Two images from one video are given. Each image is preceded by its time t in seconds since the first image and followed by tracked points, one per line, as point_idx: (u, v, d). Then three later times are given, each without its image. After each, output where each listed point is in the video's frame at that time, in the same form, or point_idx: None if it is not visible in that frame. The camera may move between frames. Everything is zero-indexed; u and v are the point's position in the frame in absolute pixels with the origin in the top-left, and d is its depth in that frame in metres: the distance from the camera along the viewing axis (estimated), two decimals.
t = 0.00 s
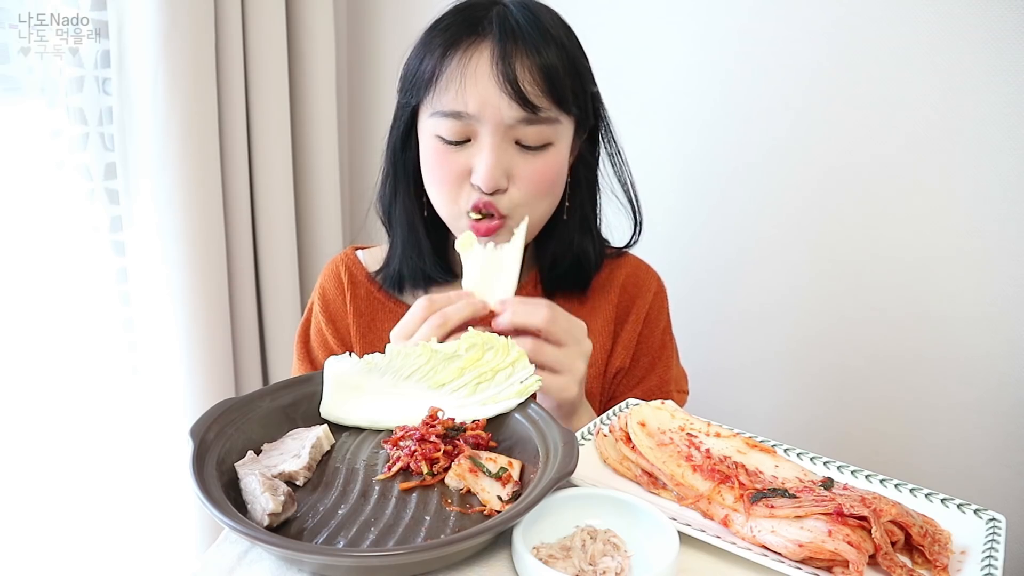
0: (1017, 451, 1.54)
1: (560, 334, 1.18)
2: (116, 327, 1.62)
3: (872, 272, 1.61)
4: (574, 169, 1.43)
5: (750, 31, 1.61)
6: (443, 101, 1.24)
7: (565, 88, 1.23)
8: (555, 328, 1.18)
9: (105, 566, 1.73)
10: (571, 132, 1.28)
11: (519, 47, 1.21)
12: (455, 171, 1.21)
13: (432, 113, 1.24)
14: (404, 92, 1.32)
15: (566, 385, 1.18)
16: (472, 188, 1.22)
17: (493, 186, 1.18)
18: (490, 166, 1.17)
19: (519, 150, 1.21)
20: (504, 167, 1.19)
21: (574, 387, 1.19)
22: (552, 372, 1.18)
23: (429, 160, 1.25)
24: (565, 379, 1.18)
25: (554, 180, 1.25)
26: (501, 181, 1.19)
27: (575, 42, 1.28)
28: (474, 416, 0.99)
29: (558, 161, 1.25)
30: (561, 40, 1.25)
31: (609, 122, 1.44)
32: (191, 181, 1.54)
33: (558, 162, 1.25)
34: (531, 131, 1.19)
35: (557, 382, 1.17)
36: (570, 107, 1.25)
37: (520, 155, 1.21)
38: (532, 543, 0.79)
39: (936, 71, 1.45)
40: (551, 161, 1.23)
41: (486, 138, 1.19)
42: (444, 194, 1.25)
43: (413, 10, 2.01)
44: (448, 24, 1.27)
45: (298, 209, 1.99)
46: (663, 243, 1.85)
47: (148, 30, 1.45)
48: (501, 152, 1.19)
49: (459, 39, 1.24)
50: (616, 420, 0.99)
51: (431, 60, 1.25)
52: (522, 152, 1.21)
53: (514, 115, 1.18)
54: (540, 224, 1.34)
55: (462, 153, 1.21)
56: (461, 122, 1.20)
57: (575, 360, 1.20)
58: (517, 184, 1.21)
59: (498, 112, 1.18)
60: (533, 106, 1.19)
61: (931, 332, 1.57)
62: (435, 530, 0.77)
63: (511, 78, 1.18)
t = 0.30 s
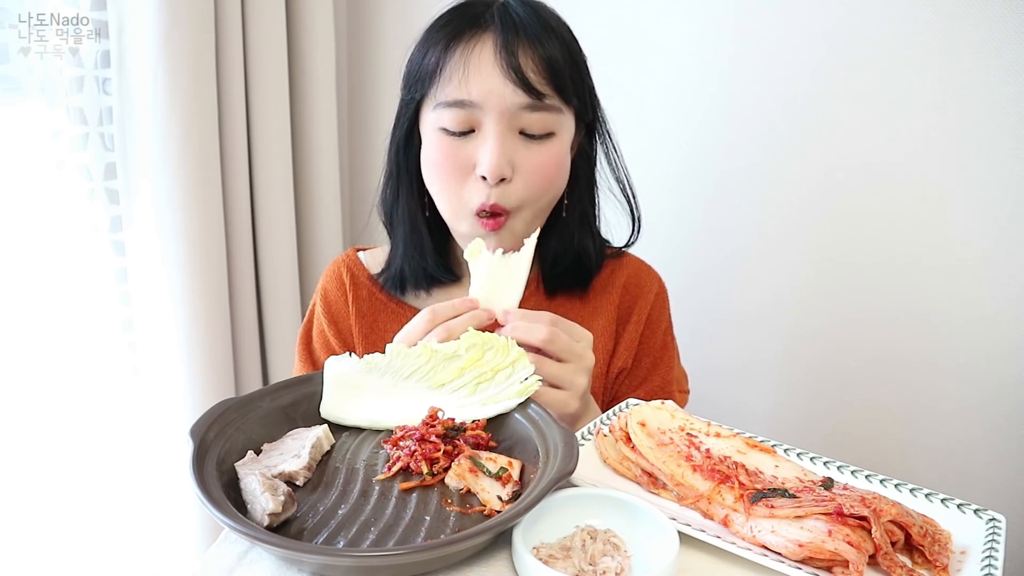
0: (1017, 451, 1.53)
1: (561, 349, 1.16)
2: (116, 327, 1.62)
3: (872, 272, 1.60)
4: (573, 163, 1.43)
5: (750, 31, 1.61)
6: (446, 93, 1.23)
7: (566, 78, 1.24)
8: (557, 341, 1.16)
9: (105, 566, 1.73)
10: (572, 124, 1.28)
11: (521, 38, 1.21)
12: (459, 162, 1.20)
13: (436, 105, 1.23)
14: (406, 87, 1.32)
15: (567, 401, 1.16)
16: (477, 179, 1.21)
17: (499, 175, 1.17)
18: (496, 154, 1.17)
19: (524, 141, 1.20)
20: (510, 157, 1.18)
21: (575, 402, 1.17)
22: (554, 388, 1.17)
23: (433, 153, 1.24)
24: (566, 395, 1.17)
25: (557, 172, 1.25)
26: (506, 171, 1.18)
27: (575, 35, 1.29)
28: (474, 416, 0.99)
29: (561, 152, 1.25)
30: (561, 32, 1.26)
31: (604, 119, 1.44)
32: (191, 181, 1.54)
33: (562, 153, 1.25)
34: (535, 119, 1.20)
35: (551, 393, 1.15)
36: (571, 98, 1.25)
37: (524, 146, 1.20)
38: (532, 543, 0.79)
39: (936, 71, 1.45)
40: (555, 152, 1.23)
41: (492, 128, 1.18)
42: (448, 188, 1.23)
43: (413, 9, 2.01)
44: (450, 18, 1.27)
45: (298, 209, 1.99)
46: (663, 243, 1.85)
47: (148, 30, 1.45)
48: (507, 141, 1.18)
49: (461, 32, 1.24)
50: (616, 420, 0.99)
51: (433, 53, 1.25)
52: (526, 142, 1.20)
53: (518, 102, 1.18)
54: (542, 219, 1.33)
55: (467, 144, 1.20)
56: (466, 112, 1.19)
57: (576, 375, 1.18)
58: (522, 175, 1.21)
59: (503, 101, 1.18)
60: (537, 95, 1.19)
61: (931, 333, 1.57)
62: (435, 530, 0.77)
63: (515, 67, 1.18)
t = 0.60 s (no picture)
0: (1017, 451, 1.53)
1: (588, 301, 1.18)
2: (116, 327, 1.62)
3: (872, 272, 1.60)
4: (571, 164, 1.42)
5: (750, 31, 1.61)
6: (443, 96, 1.23)
7: (564, 81, 1.24)
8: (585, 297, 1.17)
9: (105, 566, 1.73)
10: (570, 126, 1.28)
11: (518, 41, 1.21)
12: (457, 165, 1.20)
13: (434, 108, 1.23)
14: (405, 89, 1.32)
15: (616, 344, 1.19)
16: (474, 181, 1.20)
17: (496, 177, 1.17)
18: (493, 156, 1.17)
19: (521, 143, 1.20)
20: (507, 159, 1.18)
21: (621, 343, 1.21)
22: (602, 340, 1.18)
23: (431, 155, 1.24)
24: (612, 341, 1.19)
25: (554, 173, 1.25)
26: (504, 173, 1.18)
27: (573, 37, 1.29)
28: (474, 415, 0.99)
29: (558, 154, 1.25)
30: (559, 34, 1.26)
31: (603, 118, 1.44)
32: (191, 181, 1.54)
33: (559, 155, 1.24)
34: (532, 122, 1.19)
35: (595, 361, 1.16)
36: (569, 100, 1.25)
37: (522, 148, 1.20)
38: (532, 543, 0.79)
39: (936, 71, 1.45)
40: (552, 154, 1.23)
41: (489, 129, 1.18)
42: (447, 190, 1.23)
43: (413, 9, 2.00)
44: (447, 21, 1.27)
45: (298, 209, 1.99)
46: (663, 242, 1.85)
47: (148, 30, 1.45)
48: (504, 143, 1.18)
49: (458, 35, 1.24)
50: (616, 420, 0.99)
51: (431, 56, 1.25)
52: (524, 144, 1.20)
53: (516, 106, 1.18)
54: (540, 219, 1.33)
55: (464, 146, 1.20)
56: (463, 115, 1.19)
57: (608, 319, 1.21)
58: (519, 177, 1.20)
59: (500, 104, 1.17)
60: (534, 98, 1.19)
61: (932, 333, 1.57)
62: (435, 530, 0.77)
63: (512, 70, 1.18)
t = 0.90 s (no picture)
0: (1017, 451, 1.53)
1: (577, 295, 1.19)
2: (116, 327, 1.62)
3: (872, 272, 1.60)
4: (568, 165, 1.42)
5: (750, 30, 1.61)
6: (438, 98, 1.23)
7: (559, 83, 1.23)
8: (571, 289, 1.18)
9: (105, 566, 1.73)
10: (565, 129, 1.27)
11: (513, 44, 1.21)
12: (450, 168, 1.20)
13: (428, 110, 1.23)
14: (401, 90, 1.32)
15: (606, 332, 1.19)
16: (468, 184, 1.20)
17: (488, 181, 1.17)
18: (486, 160, 1.16)
19: (514, 147, 1.20)
20: (500, 163, 1.18)
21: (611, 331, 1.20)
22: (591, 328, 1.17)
23: (425, 158, 1.24)
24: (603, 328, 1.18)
25: (548, 177, 1.24)
26: (497, 177, 1.17)
27: (569, 39, 1.28)
28: (474, 416, 0.99)
29: (552, 157, 1.24)
30: (555, 37, 1.25)
31: (603, 119, 1.44)
32: (191, 180, 1.54)
33: (552, 159, 1.24)
34: (526, 126, 1.18)
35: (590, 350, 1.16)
36: (564, 103, 1.24)
37: (515, 152, 1.20)
38: (532, 543, 0.79)
39: (936, 71, 1.45)
40: (546, 157, 1.23)
41: (482, 133, 1.18)
42: (440, 193, 1.23)
43: (413, 9, 2.00)
44: (444, 22, 1.26)
45: (298, 209, 1.99)
46: (663, 242, 1.85)
47: (148, 29, 1.44)
48: (497, 148, 1.18)
49: (454, 37, 1.24)
50: (616, 420, 0.99)
51: (427, 57, 1.25)
52: (517, 148, 1.20)
53: (509, 109, 1.17)
54: (534, 221, 1.33)
55: (457, 149, 1.20)
56: (456, 118, 1.19)
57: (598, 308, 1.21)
58: (513, 181, 1.20)
59: (493, 107, 1.17)
60: (528, 101, 1.18)
61: (932, 333, 1.57)
62: (435, 529, 0.77)
63: (505, 74, 1.17)
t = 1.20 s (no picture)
0: (1017, 451, 1.53)
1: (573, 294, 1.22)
2: (116, 327, 1.62)
3: (872, 272, 1.60)
4: (565, 168, 1.42)
5: (750, 30, 1.61)
6: (435, 102, 1.23)
7: (557, 88, 1.23)
8: (567, 286, 1.20)
9: (105, 567, 1.73)
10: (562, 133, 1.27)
11: (510, 48, 1.20)
12: (447, 173, 1.21)
13: (425, 115, 1.23)
14: (397, 93, 1.31)
15: (589, 340, 1.20)
16: (465, 189, 1.21)
17: (485, 187, 1.17)
18: (483, 166, 1.16)
19: (511, 152, 1.20)
20: (497, 169, 1.18)
21: (596, 341, 1.21)
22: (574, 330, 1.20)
23: (422, 162, 1.24)
24: (586, 335, 1.20)
25: (545, 182, 1.25)
26: (494, 183, 1.18)
27: (567, 43, 1.28)
28: (474, 415, 0.99)
29: (549, 162, 1.25)
30: (553, 41, 1.24)
31: (601, 121, 1.44)
32: (190, 180, 1.54)
33: (549, 163, 1.24)
34: (523, 132, 1.19)
35: (578, 347, 1.19)
36: (562, 108, 1.24)
37: (512, 157, 1.20)
38: (532, 543, 0.79)
39: (936, 71, 1.45)
40: (543, 163, 1.23)
41: (479, 139, 1.18)
42: (438, 198, 1.24)
43: (413, 9, 2.00)
44: (442, 25, 1.26)
45: (298, 209, 1.99)
46: (663, 242, 1.85)
47: (148, 29, 1.44)
48: (494, 153, 1.18)
49: (451, 41, 1.23)
50: (616, 420, 0.99)
51: (424, 61, 1.25)
52: (514, 153, 1.20)
53: (508, 116, 1.17)
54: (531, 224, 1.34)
55: (454, 155, 1.20)
56: (454, 123, 1.19)
57: (592, 315, 1.23)
58: (510, 186, 1.21)
59: (491, 113, 1.17)
60: (526, 107, 1.18)
61: (931, 333, 1.57)
62: (435, 529, 0.77)
63: (503, 79, 1.17)
